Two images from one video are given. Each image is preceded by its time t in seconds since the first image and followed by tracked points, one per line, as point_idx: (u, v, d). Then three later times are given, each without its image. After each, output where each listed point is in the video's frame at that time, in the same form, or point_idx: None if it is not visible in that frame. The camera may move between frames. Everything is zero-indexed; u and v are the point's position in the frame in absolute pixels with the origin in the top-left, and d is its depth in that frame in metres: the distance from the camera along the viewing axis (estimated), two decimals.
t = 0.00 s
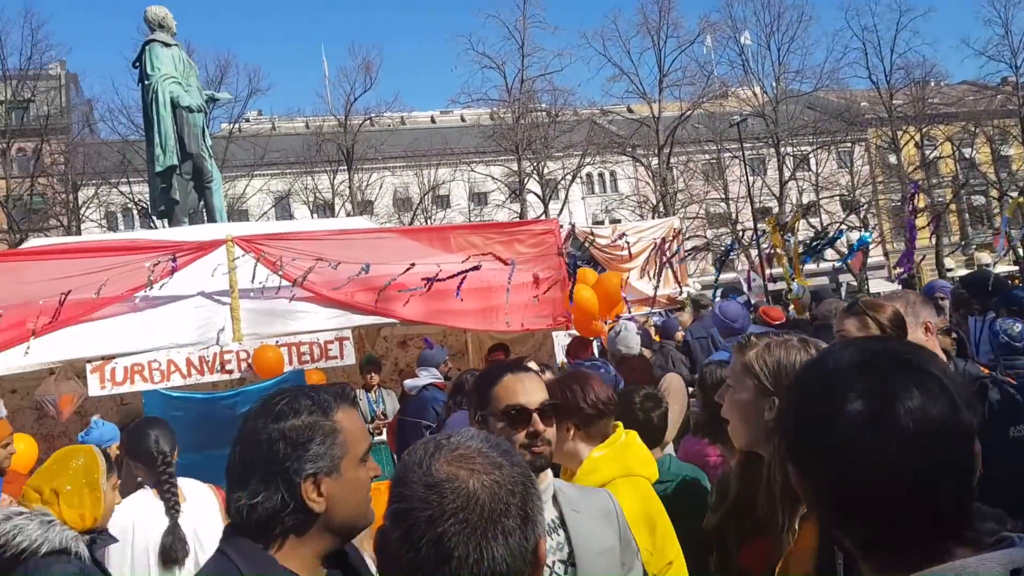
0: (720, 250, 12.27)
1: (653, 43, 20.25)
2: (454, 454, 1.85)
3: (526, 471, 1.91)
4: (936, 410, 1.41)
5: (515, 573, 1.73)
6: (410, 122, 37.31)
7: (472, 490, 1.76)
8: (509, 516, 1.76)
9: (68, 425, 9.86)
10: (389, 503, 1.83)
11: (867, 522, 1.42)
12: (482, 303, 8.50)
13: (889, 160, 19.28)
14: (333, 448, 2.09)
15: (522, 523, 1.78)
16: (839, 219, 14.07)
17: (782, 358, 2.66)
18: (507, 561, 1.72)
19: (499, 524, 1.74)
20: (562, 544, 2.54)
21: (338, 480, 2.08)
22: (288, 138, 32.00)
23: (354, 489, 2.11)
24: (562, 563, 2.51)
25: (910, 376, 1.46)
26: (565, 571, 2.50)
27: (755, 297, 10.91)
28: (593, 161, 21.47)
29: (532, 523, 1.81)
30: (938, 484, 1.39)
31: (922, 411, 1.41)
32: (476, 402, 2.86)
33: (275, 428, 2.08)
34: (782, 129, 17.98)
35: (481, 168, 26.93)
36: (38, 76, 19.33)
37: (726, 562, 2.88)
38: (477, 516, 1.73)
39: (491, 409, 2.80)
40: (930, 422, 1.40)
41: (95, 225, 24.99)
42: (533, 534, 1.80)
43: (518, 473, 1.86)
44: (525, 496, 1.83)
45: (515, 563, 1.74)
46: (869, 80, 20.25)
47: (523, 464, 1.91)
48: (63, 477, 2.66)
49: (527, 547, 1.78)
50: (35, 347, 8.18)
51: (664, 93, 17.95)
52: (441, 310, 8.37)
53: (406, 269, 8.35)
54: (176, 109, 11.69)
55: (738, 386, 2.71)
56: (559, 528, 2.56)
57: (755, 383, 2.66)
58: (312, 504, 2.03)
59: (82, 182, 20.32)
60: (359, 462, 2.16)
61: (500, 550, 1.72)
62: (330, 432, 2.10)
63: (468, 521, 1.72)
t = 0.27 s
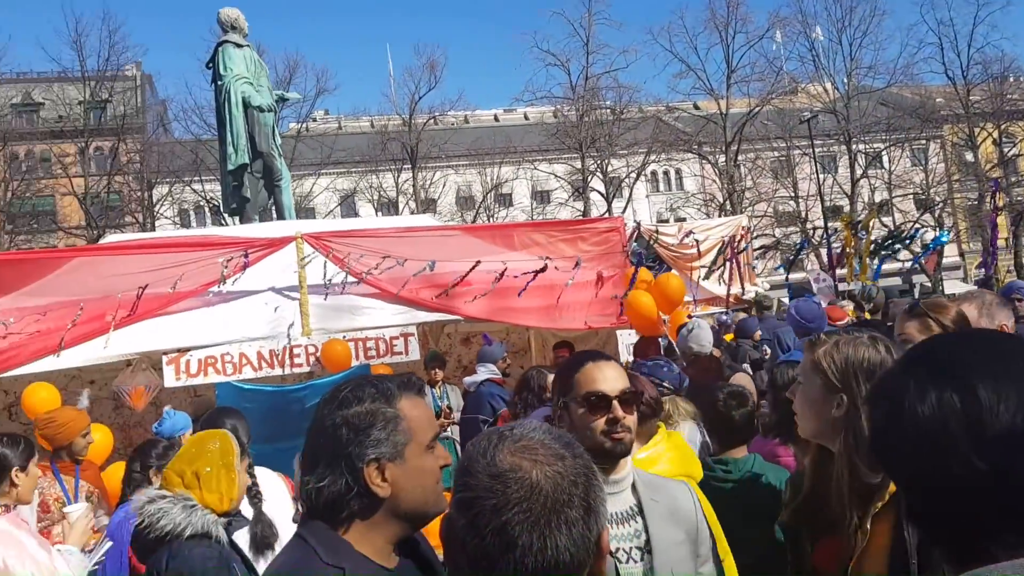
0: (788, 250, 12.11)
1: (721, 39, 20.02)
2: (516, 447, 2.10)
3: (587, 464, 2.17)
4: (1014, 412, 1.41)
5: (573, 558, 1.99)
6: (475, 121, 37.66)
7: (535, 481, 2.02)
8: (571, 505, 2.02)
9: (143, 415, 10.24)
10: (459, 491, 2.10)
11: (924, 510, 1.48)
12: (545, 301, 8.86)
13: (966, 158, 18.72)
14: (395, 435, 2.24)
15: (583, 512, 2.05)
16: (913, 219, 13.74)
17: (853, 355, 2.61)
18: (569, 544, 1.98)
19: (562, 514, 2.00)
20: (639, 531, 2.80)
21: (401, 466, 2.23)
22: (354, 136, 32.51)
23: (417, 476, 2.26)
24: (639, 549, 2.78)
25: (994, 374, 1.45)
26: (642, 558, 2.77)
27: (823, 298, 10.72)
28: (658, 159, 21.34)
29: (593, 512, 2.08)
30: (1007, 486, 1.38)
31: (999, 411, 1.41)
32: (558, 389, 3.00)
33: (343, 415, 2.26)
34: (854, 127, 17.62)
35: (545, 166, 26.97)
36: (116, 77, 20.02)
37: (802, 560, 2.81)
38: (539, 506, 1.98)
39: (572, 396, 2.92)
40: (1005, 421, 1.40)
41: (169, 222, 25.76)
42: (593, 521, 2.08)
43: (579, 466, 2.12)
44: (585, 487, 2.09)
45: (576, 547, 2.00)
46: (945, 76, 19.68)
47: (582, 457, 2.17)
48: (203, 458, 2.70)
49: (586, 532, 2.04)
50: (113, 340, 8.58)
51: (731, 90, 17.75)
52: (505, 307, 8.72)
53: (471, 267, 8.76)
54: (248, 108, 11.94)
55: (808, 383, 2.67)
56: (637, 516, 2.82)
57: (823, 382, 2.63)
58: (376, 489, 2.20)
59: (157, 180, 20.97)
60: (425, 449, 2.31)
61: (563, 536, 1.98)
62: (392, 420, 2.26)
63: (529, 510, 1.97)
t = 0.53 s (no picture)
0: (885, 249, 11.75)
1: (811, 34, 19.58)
2: (614, 443, 2.10)
3: (686, 466, 2.14)
4: None
5: (667, 558, 1.97)
6: (557, 119, 37.77)
7: (631, 478, 2.00)
8: (667, 505, 1.99)
9: (234, 409, 10.61)
10: (555, 485, 2.11)
11: None
12: (630, 301, 9.01)
13: None
14: (469, 430, 2.41)
15: (678, 514, 2.01)
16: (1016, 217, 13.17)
17: (974, 350, 2.57)
18: (661, 544, 1.96)
19: (656, 513, 1.97)
20: (740, 530, 2.86)
21: (475, 460, 2.39)
22: (438, 136, 32.98)
23: (494, 470, 2.41)
24: (740, 548, 2.84)
25: None
26: (743, 556, 2.82)
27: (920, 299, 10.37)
28: (744, 156, 21.02)
29: (689, 514, 2.05)
30: None
31: None
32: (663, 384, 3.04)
33: (423, 410, 2.48)
34: (951, 121, 16.99)
35: (627, 165, 26.84)
36: (209, 81, 20.76)
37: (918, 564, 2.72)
38: (634, 504, 1.97)
39: (677, 394, 2.99)
40: None
41: (260, 222, 26.63)
42: (688, 523, 2.03)
43: (678, 467, 2.09)
44: (682, 490, 2.05)
45: (669, 549, 1.97)
46: None
47: (680, 458, 2.14)
48: (343, 440, 3.46)
49: (682, 535, 2.01)
50: (209, 336, 8.91)
51: (820, 86, 17.34)
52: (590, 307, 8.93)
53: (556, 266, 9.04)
54: (335, 110, 12.20)
55: (928, 377, 2.64)
56: (738, 514, 2.89)
57: (944, 374, 2.59)
58: (453, 481, 2.38)
59: (249, 181, 21.70)
60: (504, 445, 2.45)
61: (655, 537, 1.95)
62: (466, 415, 2.43)
63: (624, 507, 1.96)
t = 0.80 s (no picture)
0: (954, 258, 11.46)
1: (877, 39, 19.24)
2: (682, 446, 2.07)
3: (756, 470, 2.10)
4: None
5: (736, 563, 1.94)
6: (616, 128, 37.77)
7: (700, 481, 1.97)
8: (736, 510, 1.96)
9: (295, 414, 10.80)
10: (622, 487, 2.10)
11: None
12: (691, 309, 8.94)
13: None
14: (521, 430, 2.49)
15: (748, 520, 1.98)
16: None
17: None
18: (731, 548, 1.93)
19: (725, 517, 1.94)
20: (813, 542, 2.80)
21: (530, 459, 2.46)
22: (495, 145, 33.20)
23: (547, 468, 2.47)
24: (814, 561, 2.77)
25: None
26: (817, 568, 2.76)
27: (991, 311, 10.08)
28: (806, 164, 20.69)
29: (758, 521, 2.01)
30: None
31: None
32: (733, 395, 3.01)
33: (475, 410, 2.58)
34: None
35: (686, 173, 26.66)
36: (274, 92, 21.26)
37: None
38: (703, 507, 1.94)
39: (747, 405, 2.93)
40: None
41: (321, 230, 27.12)
42: (758, 529, 2.00)
43: (747, 471, 2.06)
44: (752, 494, 2.02)
45: (738, 554, 1.94)
46: None
47: (750, 463, 2.11)
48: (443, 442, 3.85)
49: (751, 542, 1.98)
50: (273, 340, 9.02)
51: (887, 92, 17.02)
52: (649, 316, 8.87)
53: (615, 274, 9.04)
54: (396, 120, 12.33)
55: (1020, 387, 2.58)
56: (810, 525, 2.83)
57: None
58: (506, 480, 2.45)
59: (311, 190, 22.14)
60: (558, 443, 2.51)
61: (724, 542, 1.92)
62: (518, 415, 2.51)
63: (694, 511, 1.93)
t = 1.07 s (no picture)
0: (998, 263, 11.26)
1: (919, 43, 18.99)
2: (721, 447, 2.06)
3: (796, 472, 2.09)
4: None
5: (778, 565, 1.92)
6: (652, 132, 37.70)
7: (740, 483, 1.96)
8: (776, 513, 1.94)
9: (332, 415, 10.91)
10: (660, 489, 2.09)
11: None
12: (729, 314, 8.89)
13: None
14: (556, 425, 2.60)
15: (788, 522, 1.96)
16: None
17: None
18: (771, 551, 1.91)
19: (766, 520, 1.93)
20: (860, 553, 2.75)
21: (566, 454, 2.57)
22: (531, 150, 33.28)
23: (582, 462, 2.58)
24: (863, 571, 2.72)
25: None
26: None
27: None
28: (845, 169, 20.49)
29: (799, 523, 2.00)
30: None
31: None
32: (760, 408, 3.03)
33: (509, 407, 2.71)
34: None
35: (723, 178, 26.51)
36: (313, 97, 21.54)
37: None
38: (743, 510, 1.92)
39: (775, 415, 2.95)
40: None
41: (358, 233, 27.38)
42: (798, 531, 1.98)
43: (787, 472, 2.04)
44: (793, 497, 2.00)
45: (780, 556, 1.92)
46: None
47: (790, 465, 2.09)
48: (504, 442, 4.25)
49: (792, 544, 1.96)
50: (310, 342, 9.06)
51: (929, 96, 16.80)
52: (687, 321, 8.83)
53: (652, 278, 9.01)
54: (433, 124, 12.41)
55: None
56: (854, 536, 2.79)
57: None
58: (543, 476, 2.57)
59: (348, 194, 22.37)
60: (593, 437, 2.62)
61: (765, 545, 1.91)
62: (551, 410, 2.62)
63: (734, 514, 1.92)
